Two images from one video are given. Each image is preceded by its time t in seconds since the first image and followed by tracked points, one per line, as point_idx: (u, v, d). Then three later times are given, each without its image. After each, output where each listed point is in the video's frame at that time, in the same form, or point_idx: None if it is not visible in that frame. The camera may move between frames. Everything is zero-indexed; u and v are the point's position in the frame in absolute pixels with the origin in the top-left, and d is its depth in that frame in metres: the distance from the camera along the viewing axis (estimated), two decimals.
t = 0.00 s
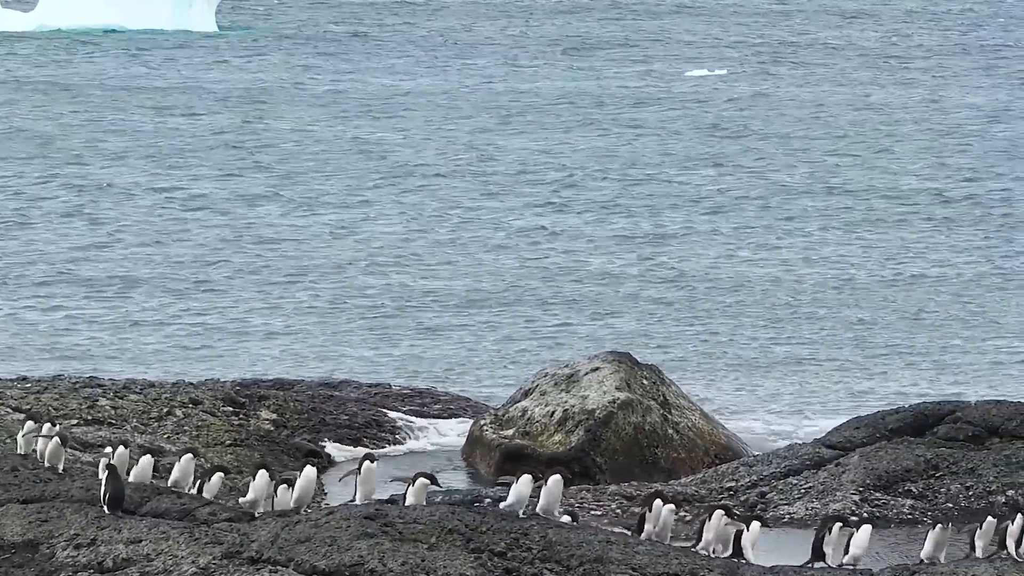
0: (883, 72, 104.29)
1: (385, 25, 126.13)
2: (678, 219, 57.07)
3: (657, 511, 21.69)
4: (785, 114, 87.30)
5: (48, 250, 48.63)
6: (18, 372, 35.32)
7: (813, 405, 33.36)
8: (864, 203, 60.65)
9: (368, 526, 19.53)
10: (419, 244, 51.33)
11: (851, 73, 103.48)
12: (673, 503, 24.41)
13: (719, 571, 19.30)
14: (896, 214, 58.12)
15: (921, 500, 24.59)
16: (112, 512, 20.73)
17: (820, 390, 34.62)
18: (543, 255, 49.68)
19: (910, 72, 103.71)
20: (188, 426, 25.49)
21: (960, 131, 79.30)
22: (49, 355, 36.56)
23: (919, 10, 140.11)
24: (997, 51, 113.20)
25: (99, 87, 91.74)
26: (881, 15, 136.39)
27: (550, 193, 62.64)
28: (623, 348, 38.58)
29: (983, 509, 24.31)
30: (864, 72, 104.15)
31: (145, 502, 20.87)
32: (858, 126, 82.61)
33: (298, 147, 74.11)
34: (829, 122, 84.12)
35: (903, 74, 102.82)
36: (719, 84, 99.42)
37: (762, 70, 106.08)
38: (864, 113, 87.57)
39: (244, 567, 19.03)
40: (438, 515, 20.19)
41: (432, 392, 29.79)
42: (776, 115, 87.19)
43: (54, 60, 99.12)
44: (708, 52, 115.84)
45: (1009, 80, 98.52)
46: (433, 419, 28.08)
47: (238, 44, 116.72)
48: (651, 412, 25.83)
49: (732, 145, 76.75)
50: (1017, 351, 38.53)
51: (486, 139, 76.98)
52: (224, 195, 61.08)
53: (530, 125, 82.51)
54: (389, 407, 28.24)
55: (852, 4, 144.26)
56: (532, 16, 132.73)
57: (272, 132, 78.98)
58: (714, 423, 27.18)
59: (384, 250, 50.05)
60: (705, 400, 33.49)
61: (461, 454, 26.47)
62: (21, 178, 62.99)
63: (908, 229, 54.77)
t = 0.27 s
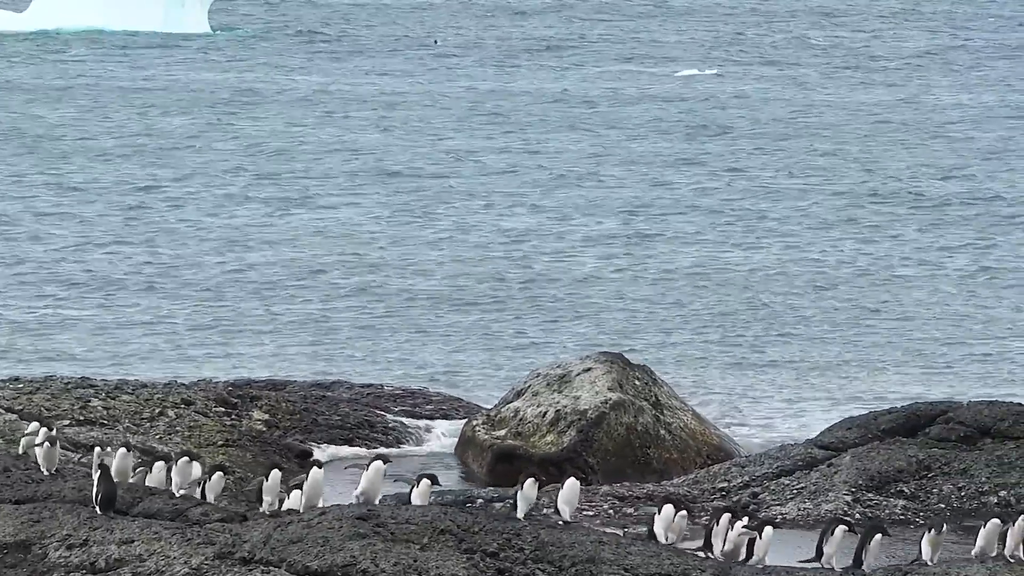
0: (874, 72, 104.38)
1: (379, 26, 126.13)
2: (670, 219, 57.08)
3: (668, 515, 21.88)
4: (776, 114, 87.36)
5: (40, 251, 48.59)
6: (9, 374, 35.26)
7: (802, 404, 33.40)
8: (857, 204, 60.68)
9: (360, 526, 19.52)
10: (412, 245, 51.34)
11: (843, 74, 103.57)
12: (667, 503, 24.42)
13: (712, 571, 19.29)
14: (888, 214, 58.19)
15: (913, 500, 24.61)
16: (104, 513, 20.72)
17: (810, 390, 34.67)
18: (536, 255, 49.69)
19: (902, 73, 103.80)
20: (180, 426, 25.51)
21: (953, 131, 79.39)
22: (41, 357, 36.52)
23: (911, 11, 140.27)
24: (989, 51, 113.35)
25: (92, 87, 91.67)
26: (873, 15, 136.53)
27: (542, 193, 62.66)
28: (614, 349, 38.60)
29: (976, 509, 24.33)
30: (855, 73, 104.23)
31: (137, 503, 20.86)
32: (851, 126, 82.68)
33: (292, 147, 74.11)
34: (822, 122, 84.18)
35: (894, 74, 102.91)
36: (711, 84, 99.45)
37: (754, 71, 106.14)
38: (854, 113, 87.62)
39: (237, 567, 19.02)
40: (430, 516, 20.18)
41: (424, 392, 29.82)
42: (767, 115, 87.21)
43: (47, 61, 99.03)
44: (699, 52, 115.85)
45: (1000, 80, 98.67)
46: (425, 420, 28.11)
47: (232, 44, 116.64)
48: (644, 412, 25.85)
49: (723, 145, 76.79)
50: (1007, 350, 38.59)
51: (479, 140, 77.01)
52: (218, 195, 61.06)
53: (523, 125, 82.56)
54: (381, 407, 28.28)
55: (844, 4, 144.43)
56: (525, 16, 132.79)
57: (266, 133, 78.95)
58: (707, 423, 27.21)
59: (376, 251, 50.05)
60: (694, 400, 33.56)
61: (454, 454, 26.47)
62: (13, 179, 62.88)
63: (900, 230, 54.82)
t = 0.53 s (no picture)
0: (870, 73, 104.30)
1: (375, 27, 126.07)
2: (665, 219, 57.08)
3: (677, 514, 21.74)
4: (771, 114, 87.37)
5: (35, 251, 48.58)
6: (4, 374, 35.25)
7: (795, 404, 33.40)
8: (852, 203, 60.69)
9: (355, 526, 19.50)
10: (408, 245, 51.32)
11: (839, 75, 103.49)
12: (661, 502, 24.42)
13: (706, 571, 19.23)
14: (882, 214, 58.22)
15: (908, 500, 24.61)
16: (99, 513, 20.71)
17: (803, 390, 34.68)
18: (532, 255, 49.67)
19: (898, 73, 103.74)
20: (175, 427, 25.52)
21: (949, 131, 79.34)
22: (35, 358, 36.52)
23: (907, 11, 140.18)
24: (985, 51, 113.27)
25: (89, 87, 91.63)
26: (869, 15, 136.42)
27: (538, 193, 62.67)
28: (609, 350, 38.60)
29: (970, 509, 24.32)
30: (851, 73, 104.18)
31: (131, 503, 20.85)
32: (847, 126, 82.63)
33: (288, 147, 74.07)
34: (818, 123, 84.14)
35: (891, 75, 102.83)
36: (707, 85, 99.39)
37: (750, 71, 106.03)
38: (849, 113, 87.64)
39: (231, 568, 19.00)
40: (425, 515, 20.15)
41: (419, 392, 29.84)
42: (762, 115, 87.23)
43: (43, 62, 98.97)
44: (695, 52, 115.75)
45: (996, 80, 98.63)
46: (420, 420, 28.13)
47: (228, 44, 116.59)
48: (638, 412, 25.86)
49: (718, 145, 76.81)
50: (1002, 350, 38.55)
51: (476, 141, 76.98)
52: (214, 196, 61.04)
53: (519, 125, 82.51)
54: (376, 407, 28.30)
55: (840, 5, 144.37)
56: (523, 16, 132.74)
57: (262, 133, 78.91)
58: (702, 423, 27.21)
59: (371, 250, 50.08)
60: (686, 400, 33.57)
61: (449, 454, 26.47)
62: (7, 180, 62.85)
63: (895, 230, 54.83)
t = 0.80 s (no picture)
0: (860, 73, 104.36)
1: (368, 27, 126.02)
2: (659, 219, 57.08)
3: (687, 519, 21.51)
4: (764, 114, 87.39)
5: (29, 251, 48.54)
6: None
7: (784, 405, 33.45)
8: (847, 203, 60.69)
9: (348, 526, 19.47)
10: (400, 245, 51.34)
11: (829, 75, 103.59)
12: (654, 503, 24.42)
13: (699, 571, 19.17)
14: (876, 214, 58.23)
15: (901, 500, 24.61)
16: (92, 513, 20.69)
17: (795, 390, 34.68)
18: (524, 255, 49.68)
19: (888, 73, 103.80)
20: (168, 427, 25.50)
21: (941, 130, 79.40)
22: (28, 359, 36.47)
23: (899, 11, 140.28)
24: (975, 50, 113.47)
25: (82, 87, 91.59)
26: (859, 15, 136.53)
27: (532, 193, 62.67)
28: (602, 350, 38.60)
29: (962, 510, 24.33)
30: (842, 74, 104.21)
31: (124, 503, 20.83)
32: (839, 126, 82.69)
33: (281, 147, 74.10)
34: (810, 123, 84.18)
35: (881, 75, 102.88)
36: (700, 85, 99.40)
37: (740, 71, 106.08)
38: (842, 113, 87.68)
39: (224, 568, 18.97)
40: (418, 515, 20.11)
41: (411, 392, 29.84)
42: (756, 115, 87.24)
43: (35, 62, 98.92)
44: (686, 52, 115.78)
45: (986, 80, 98.72)
46: (413, 420, 28.15)
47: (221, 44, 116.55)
48: (631, 412, 25.86)
49: (712, 145, 76.82)
50: (991, 349, 38.61)
51: (468, 141, 76.99)
52: (207, 195, 61.01)
53: (511, 124, 82.53)
54: (368, 407, 28.31)
55: (833, 5, 144.43)
56: (515, 16, 132.75)
57: (255, 133, 78.90)
58: (694, 423, 27.20)
59: (366, 250, 50.06)
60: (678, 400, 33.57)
61: (441, 454, 26.44)
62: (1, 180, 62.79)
63: (889, 230, 54.83)
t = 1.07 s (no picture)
0: (848, 73, 104.36)
1: (359, 28, 125.97)
2: (652, 219, 57.07)
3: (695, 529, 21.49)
4: (756, 113, 87.40)
5: (21, 252, 48.47)
6: None
7: (770, 404, 33.46)
8: (840, 203, 60.70)
9: (340, 526, 19.45)
10: (391, 245, 51.32)
11: (817, 75, 103.61)
12: (646, 502, 24.41)
13: (691, 571, 19.12)
14: (868, 214, 58.25)
15: (893, 500, 24.62)
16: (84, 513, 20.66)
17: (785, 389, 34.68)
18: (515, 255, 49.67)
19: (878, 73, 103.80)
20: (160, 426, 25.50)
21: (931, 131, 79.44)
22: (20, 361, 36.41)
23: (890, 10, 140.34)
24: (962, 49, 113.52)
25: (73, 87, 91.48)
26: (848, 15, 136.52)
27: (526, 193, 62.66)
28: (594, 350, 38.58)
29: (954, 510, 24.33)
30: (830, 74, 104.19)
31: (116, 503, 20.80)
32: (829, 126, 82.72)
33: (273, 147, 74.05)
34: (800, 123, 84.18)
35: (869, 74, 102.89)
36: (692, 84, 99.37)
37: (728, 70, 106.06)
38: (834, 113, 87.72)
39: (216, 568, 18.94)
40: (410, 515, 20.09)
41: (403, 392, 29.88)
42: (748, 114, 87.26)
43: (25, 62, 98.78)
44: (675, 50, 115.73)
45: (974, 79, 98.77)
46: (405, 420, 28.17)
47: (213, 43, 116.48)
48: (623, 412, 25.86)
49: (705, 145, 76.82)
50: (980, 348, 38.62)
51: (459, 141, 76.94)
52: (199, 196, 60.96)
53: (502, 124, 82.51)
54: (360, 407, 28.33)
55: (824, 4, 144.47)
56: (504, 16, 132.66)
57: (246, 134, 78.85)
58: (686, 423, 27.21)
59: (359, 250, 50.06)
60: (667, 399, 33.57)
61: (433, 455, 26.41)
62: None
63: (882, 229, 54.84)
